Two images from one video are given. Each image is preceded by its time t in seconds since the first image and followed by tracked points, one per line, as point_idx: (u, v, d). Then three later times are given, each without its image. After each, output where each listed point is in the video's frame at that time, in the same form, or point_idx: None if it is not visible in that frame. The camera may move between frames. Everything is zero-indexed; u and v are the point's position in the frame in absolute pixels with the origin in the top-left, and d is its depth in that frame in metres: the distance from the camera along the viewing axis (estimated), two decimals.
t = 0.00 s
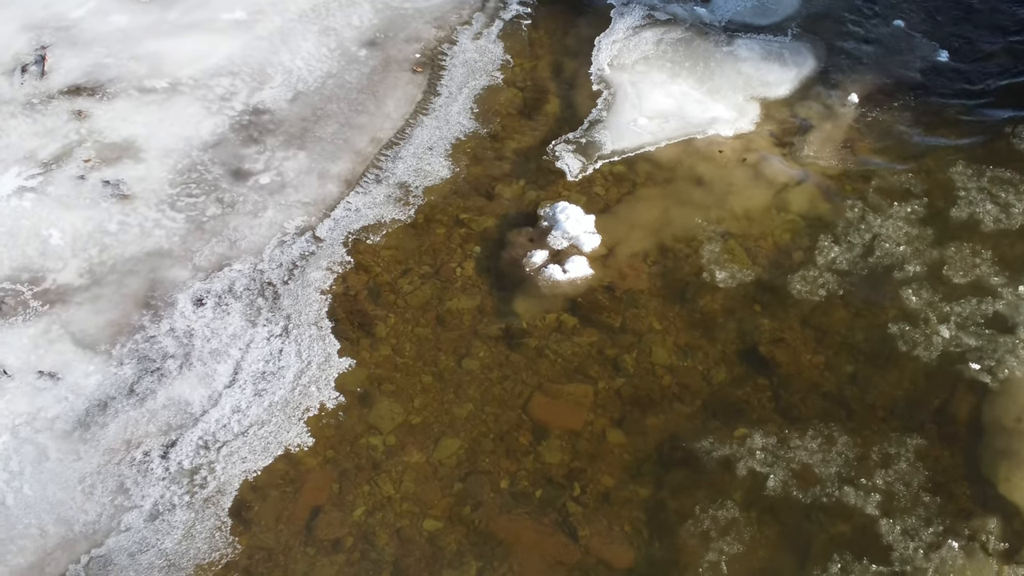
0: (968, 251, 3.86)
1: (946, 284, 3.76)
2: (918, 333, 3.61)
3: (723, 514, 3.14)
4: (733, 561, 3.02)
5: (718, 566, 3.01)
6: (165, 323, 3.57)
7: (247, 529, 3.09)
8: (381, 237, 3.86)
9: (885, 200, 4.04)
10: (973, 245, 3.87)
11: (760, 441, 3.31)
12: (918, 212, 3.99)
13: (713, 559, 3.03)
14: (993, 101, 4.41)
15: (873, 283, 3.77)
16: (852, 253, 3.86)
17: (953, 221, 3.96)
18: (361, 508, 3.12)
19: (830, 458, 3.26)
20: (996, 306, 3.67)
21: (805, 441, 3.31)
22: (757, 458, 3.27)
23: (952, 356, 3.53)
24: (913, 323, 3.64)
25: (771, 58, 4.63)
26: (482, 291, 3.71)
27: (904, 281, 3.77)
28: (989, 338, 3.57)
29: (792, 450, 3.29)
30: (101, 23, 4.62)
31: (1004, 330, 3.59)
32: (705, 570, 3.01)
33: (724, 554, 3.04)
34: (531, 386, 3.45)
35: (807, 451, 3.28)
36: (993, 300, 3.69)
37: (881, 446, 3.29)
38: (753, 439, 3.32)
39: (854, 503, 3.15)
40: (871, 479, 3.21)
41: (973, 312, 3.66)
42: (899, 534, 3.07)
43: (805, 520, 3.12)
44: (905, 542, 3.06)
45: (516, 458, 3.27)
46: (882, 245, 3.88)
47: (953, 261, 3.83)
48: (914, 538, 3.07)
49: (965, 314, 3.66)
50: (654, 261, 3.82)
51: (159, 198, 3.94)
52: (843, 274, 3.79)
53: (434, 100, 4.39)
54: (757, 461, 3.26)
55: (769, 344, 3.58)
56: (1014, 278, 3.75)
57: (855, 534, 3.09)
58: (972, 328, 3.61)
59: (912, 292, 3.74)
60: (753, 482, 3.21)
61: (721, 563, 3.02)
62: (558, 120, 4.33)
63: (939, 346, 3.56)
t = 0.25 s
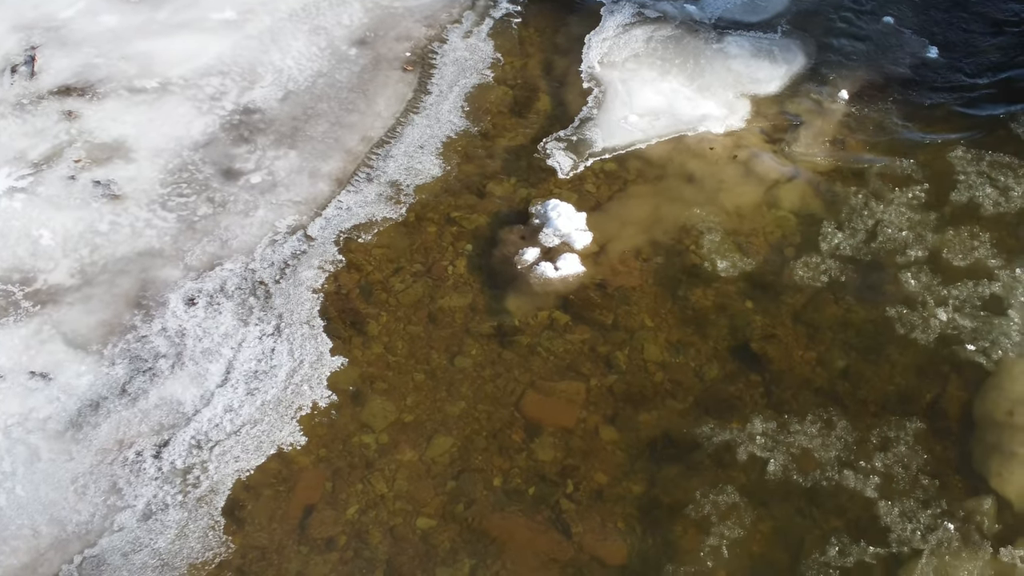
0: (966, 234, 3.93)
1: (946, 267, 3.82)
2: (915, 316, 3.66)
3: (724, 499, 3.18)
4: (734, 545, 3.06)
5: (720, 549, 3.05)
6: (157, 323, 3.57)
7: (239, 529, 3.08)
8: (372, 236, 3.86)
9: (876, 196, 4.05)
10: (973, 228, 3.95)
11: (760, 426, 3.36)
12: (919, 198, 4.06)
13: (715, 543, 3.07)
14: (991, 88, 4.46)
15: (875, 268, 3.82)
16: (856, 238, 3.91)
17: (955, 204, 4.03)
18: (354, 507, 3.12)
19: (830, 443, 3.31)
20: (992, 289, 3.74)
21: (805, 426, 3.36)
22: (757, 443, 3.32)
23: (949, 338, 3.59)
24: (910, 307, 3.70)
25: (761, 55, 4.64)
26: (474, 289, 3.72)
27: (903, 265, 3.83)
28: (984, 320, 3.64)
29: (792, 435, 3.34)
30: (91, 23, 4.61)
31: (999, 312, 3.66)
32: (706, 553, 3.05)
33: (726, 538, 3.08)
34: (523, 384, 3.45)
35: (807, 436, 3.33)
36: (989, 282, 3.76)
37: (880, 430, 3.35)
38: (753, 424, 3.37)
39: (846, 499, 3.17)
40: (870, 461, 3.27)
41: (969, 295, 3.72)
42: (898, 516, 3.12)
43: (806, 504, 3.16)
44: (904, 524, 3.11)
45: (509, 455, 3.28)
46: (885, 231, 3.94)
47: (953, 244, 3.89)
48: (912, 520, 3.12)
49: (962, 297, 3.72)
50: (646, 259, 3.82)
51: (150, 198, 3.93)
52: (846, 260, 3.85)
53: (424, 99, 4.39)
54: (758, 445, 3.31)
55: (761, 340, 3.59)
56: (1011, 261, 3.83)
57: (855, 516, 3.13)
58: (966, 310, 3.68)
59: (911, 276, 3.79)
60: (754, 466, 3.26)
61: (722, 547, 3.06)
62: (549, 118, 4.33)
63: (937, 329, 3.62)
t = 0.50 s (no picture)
0: (961, 218, 3.99)
1: (943, 250, 3.88)
2: (909, 300, 3.71)
3: (721, 484, 3.22)
4: (731, 529, 3.10)
5: (718, 534, 3.09)
6: (146, 324, 3.57)
7: (230, 529, 3.09)
8: (361, 236, 3.86)
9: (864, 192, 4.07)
10: (969, 211, 4.01)
11: (757, 412, 3.40)
12: (917, 183, 4.11)
13: (713, 528, 3.11)
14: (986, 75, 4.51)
15: (874, 252, 3.88)
16: (856, 223, 3.97)
17: (952, 187, 4.10)
18: (345, 506, 3.12)
19: (826, 427, 3.35)
20: (985, 270, 3.80)
21: (801, 411, 3.40)
22: (754, 428, 3.36)
23: (943, 321, 3.65)
24: (904, 290, 3.75)
25: (747, 52, 4.66)
26: (463, 288, 3.72)
27: (899, 249, 3.88)
28: (976, 301, 3.70)
29: (789, 419, 3.37)
30: (77, 25, 4.60)
31: (992, 293, 3.72)
32: (704, 538, 3.08)
33: (724, 522, 3.12)
34: (513, 382, 3.46)
35: (803, 421, 3.37)
36: (982, 265, 3.81)
37: (877, 414, 3.39)
38: (750, 410, 3.41)
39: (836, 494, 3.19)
40: (867, 444, 3.31)
41: (964, 278, 3.78)
42: (893, 497, 3.16)
43: (803, 488, 3.21)
44: (899, 505, 3.15)
45: (499, 454, 3.28)
46: (883, 216, 3.99)
47: (951, 227, 3.96)
48: (907, 502, 3.16)
49: (957, 280, 3.78)
50: (634, 256, 3.83)
51: (137, 199, 3.93)
52: (845, 246, 3.90)
53: (412, 98, 4.39)
54: (755, 431, 3.35)
55: (750, 336, 3.60)
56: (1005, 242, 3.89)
57: (852, 499, 3.17)
58: (958, 292, 3.74)
59: (908, 259, 3.85)
60: (751, 451, 3.30)
61: (720, 531, 3.10)
62: (537, 117, 4.34)
63: (931, 312, 3.67)
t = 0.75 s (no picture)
0: (956, 201, 4.08)
1: (940, 234, 3.96)
2: (904, 283, 3.78)
3: (719, 470, 3.26)
4: (730, 514, 3.15)
5: (717, 519, 3.14)
6: (135, 325, 3.56)
7: (222, 530, 3.09)
8: (349, 236, 3.86)
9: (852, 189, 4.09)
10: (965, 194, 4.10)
11: (754, 398, 3.44)
12: (914, 169, 4.19)
13: (712, 513, 3.15)
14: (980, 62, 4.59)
15: (872, 236, 3.94)
16: (856, 206, 4.03)
17: (948, 172, 4.18)
18: (337, 506, 3.13)
19: (823, 412, 3.40)
20: (979, 254, 3.89)
21: (798, 397, 3.44)
22: (753, 414, 3.40)
23: (937, 303, 3.72)
24: (899, 274, 3.82)
25: (734, 50, 4.67)
26: (453, 287, 3.72)
27: (896, 232, 3.95)
28: (968, 284, 3.79)
29: (787, 405, 3.42)
30: (63, 26, 4.59)
31: (984, 276, 3.81)
32: (703, 523, 3.13)
33: (722, 507, 3.16)
34: (503, 381, 3.47)
35: (800, 406, 3.42)
36: (976, 248, 3.91)
37: (873, 397, 3.44)
38: (748, 396, 3.45)
39: (826, 491, 3.21)
40: (864, 428, 3.36)
41: (957, 261, 3.86)
42: (889, 480, 3.22)
43: (801, 472, 3.25)
44: (895, 488, 3.21)
45: (490, 452, 3.29)
46: (882, 201, 4.06)
47: (947, 210, 4.04)
48: (903, 484, 3.22)
49: (951, 263, 3.86)
50: (623, 255, 3.83)
51: (125, 200, 3.93)
52: (845, 231, 3.95)
53: (400, 97, 4.39)
54: (753, 417, 3.39)
55: (739, 333, 3.61)
56: (998, 225, 3.99)
57: (848, 483, 3.23)
58: (950, 275, 3.82)
59: (904, 243, 3.92)
60: (750, 436, 3.34)
61: (719, 516, 3.14)
62: (524, 115, 4.34)
63: (925, 295, 3.75)
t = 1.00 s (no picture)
0: (953, 185, 4.12)
1: (937, 218, 4.00)
2: (899, 267, 3.83)
3: (718, 456, 3.30)
4: (726, 506, 3.17)
5: (716, 504, 3.17)
6: (126, 327, 3.56)
7: (214, 531, 3.09)
8: (339, 236, 3.85)
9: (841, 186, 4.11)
10: (960, 177, 4.15)
11: (753, 384, 3.48)
12: (913, 154, 4.23)
13: (712, 498, 3.19)
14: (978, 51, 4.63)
15: (870, 220, 3.99)
16: (856, 191, 4.08)
17: (944, 155, 4.23)
18: (329, 506, 3.13)
19: (821, 397, 3.45)
20: (973, 237, 3.93)
21: (796, 382, 3.49)
22: (751, 400, 3.44)
23: (931, 286, 3.77)
24: (894, 258, 3.87)
25: (722, 48, 4.68)
26: (443, 287, 3.73)
27: (894, 216, 4.00)
28: (961, 268, 3.83)
29: (785, 390, 3.46)
30: (50, 28, 4.58)
31: (978, 259, 3.86)
32: (703, 508, 3.16)
33: (721, 493, 3.20)
34: (494, 380, 3.47)
35: (798, 391, 3.46)
36: (971, 231, 3.95)
37: (871, 381, 3.48)
38: (746, 382, 3.49)
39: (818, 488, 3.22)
40: (861, 412, 3.41)
41: (953, 245, 3.91)
42: (885, 463, 3.27)
43: (799, 456, 3.30)
44: (891, 471, 3.26)
45: (482, 451, 3.30)
46: (881, 186, 4.11)
47: (944, 194, 4.09)
48: (899, 467, 3.27)
49: (947, 247, 3.90)
50: (613, 253, 3.84)
51: (114, 202, 3.92)
52: (843, 217, 4.00)
53: (389, 97, 4.39)
54: (751, 402, 3.43)
55: (730, 331, 3.62)
56: (993, 208, 4.03)
57: (845, 466, 3.28)
58: (944, 258, 3.86)
59: (901, 227, 3.97)
60: (744, 428, 3.37)
61: (719, 502, 3.18)
62: (514, 114, 4.34)
63: (920, 278, 3.80)
